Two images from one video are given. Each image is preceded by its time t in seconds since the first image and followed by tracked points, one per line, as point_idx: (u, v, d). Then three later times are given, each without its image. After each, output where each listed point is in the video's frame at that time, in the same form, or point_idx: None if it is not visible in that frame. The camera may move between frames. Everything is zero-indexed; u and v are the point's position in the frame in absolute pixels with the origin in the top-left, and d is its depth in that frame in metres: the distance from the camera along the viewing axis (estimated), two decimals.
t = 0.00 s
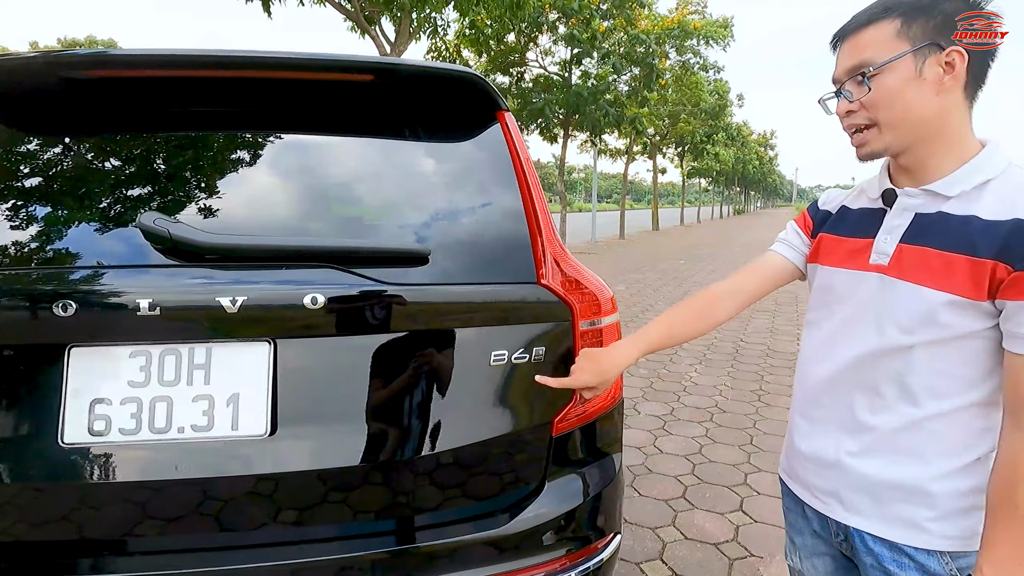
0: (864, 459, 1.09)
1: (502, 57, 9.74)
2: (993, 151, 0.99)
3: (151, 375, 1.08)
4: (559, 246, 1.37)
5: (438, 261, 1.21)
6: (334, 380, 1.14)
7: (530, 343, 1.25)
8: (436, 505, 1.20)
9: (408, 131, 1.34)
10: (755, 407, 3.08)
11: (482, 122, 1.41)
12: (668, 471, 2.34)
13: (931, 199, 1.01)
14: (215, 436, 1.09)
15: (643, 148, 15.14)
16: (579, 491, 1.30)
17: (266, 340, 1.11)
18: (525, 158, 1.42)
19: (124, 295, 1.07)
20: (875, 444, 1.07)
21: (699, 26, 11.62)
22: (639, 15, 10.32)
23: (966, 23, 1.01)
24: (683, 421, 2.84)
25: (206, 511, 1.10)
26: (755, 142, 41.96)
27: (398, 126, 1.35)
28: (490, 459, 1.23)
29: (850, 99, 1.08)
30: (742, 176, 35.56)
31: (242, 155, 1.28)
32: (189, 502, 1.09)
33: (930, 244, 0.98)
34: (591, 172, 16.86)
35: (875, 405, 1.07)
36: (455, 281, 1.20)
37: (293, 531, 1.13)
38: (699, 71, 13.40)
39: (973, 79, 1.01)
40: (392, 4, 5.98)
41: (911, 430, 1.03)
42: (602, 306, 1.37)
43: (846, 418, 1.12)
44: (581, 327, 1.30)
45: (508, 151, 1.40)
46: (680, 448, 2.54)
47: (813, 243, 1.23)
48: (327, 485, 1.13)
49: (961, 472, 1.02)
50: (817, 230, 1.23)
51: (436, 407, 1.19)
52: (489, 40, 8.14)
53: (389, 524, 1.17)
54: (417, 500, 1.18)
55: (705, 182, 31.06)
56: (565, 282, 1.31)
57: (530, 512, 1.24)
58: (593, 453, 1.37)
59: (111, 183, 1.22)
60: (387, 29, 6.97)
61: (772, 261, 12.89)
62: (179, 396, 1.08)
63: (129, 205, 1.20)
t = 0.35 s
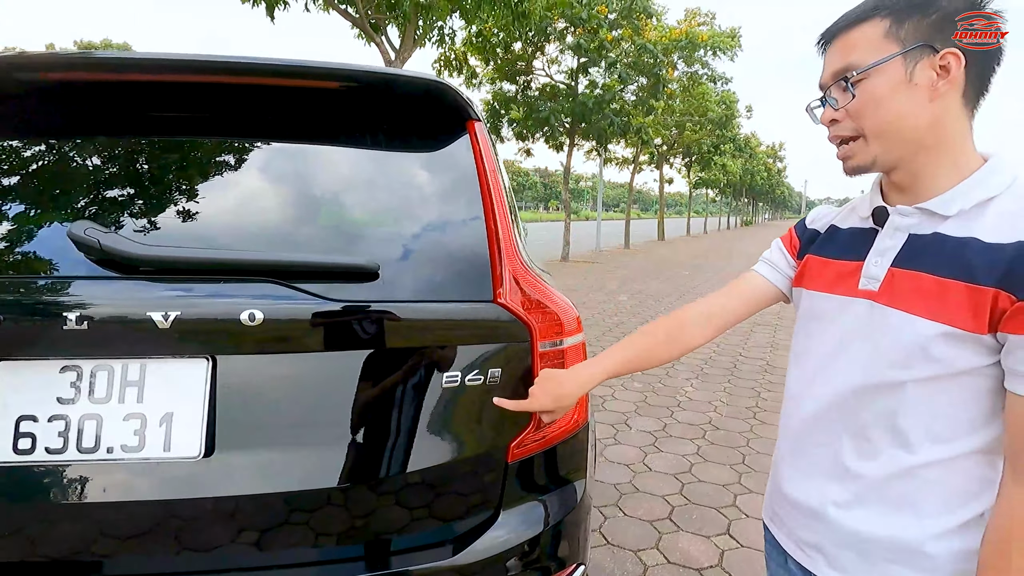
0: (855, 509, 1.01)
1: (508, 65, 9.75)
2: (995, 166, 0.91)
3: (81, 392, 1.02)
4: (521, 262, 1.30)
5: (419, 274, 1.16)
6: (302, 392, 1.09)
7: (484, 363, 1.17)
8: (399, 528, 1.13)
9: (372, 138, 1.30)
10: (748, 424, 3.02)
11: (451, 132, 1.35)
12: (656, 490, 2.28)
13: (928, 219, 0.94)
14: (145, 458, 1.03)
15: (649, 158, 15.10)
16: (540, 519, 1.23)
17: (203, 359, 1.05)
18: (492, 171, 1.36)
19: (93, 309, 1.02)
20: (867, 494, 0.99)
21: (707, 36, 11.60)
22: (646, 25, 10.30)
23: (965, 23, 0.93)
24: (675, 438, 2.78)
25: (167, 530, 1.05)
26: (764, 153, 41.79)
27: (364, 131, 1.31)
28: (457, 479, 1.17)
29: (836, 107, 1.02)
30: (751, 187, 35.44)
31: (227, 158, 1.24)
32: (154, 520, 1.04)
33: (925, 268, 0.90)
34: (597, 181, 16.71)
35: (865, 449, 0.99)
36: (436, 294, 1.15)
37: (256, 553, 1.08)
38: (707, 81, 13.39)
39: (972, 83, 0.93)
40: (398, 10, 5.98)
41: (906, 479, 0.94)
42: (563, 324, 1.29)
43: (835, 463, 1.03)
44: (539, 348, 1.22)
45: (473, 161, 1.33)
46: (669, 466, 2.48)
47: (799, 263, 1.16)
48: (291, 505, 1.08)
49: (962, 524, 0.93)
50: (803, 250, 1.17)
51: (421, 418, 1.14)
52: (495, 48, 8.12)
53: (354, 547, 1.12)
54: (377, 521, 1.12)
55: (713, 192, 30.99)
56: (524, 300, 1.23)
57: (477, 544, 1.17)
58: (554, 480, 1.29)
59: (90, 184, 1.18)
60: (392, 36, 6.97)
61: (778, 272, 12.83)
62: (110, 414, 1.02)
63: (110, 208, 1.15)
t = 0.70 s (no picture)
0: (824, 555, 0.93)
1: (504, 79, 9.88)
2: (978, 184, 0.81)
3: (30, 424, 0.97)
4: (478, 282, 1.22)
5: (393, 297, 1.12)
6: (268, 415, 1.04)
7: (438, 389, 1.10)
8: (369, 550, 1.07)
9: (329, 163, 1.27)
10: (738, 437, 3.01)
11: (411, 155, 1.30)
12: (642, 506, 2.27)
13: (902, 243, 0.86)
14: (94, 489, 0.98)
15: (646, 169, 15.18)
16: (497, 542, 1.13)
17: (153, 389, 1.00)
18: (452, 196, 1.31)
19: (63, 338, 0.99)
20: (836, 539, 0.91)
21: (699, 49, 11.78)
22: (640, 38, 10.41)
23: (964, 22, 0.85)
24: (664, 452, 2.77)
25: (135, 559, 0.99)
26: (764, 162, 41.96)
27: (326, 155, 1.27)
28: (429, 500, 1.10)
29: (812, 120, 0.93)
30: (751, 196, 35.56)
31: (210, 181, 1.24)
32: (119, 546, 0.98)
33: (897, 296, 0.83)
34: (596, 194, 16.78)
35: (835, 491, 0.91)
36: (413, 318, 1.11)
37: None
38: (701, 93, 13.56)
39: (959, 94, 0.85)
40: (392, 27, 6.06)
41: (877, 524, 0.87)
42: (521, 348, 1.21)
43: (803, 505, 0.96)
44: (493, 373, 1.14)
45: (433, 182, 1.30)
46: (656, 482, 2.46)
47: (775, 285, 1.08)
48: (262, 531, 1.02)
49: None
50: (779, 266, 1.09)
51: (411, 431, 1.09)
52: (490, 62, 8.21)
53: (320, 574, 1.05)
54: (343, 550, 1.06)
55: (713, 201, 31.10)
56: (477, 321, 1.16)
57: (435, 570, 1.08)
58: (515, 503, 1.18)
59: (70, 208, 1.18)
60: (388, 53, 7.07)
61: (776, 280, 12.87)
62: (58, 445, 0.97)
63: (90, 233, 1.16)
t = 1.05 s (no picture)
0: None
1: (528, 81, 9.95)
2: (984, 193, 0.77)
3: (45, 420, 0.99)
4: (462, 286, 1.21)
5: (397, 302, 1.12)
6: (273, 411, 1.04)
7: (423, 389, 1.08)
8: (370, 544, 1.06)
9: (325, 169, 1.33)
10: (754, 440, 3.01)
11: (406, 163, 1.36)
12: (651, 509, 2.30)
13: (900, 256, 0.81)
14: (102, 485, 1.00)
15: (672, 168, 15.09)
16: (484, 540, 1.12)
17: (156, 390, 1.01)
18: (442, 205, 1.32)
19: (88, 340, 1.00)
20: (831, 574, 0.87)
21: (724, 47, 11.72)
22: (663, 38, 10.38)
23: (964, 22, 0.80)
24: (678, 455, 2.79)
25: (152, 551, 1.01)
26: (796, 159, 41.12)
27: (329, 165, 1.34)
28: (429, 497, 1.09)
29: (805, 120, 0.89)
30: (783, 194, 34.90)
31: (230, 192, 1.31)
32: (138, 542, 1.00)
33: (896, 317, 0.78)
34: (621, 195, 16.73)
35: (833, 523, 0.87)
36: (420, 324, 1.10)
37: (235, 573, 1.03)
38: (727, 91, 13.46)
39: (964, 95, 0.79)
40: (414, 33, 6.17)
41: (877, 559, 0.83)
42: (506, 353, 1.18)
43: (798, 535, 0.92)
44: (475, 376, 1.11)
45: (422, 195, 1.32)
46: (667, 485, 2.50)
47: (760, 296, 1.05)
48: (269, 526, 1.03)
49: None
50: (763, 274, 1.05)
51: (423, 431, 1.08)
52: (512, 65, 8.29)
53: (319, 566, 1.05)
54: (343, 547, 1.06)
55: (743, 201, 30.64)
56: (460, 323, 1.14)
57: (423, 566, 1.06)
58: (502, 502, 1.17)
59: (99, 218, 1.26)
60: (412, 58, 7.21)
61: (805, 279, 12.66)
62: (70, 440, 0.99)
63: (115, 239, 1.22)
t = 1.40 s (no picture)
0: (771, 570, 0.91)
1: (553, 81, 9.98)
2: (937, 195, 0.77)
3: (77, 406, 1.08)
4: (460, 283, 1.26)
5: (395, 300, 1.17)
6: (286, 404, 1.10)
7: (417, 381, 1.13)
8: (378, 529, 1.12)
9: (333, 176, 1.41)
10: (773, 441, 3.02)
11: (414, 167, 1.43)
12: (663, 507, 2.38)
13: (853, 257, 0.81)
14: (128, 467, 1.08)
15: (701, 164, 14.91)
16: (484, 526, 1.17)
17: (175, 378, 1.09)
18: (444, 207, 1.38)
19: (120, 335, 1.08)
20: (783, 558, 0.89)
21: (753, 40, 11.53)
22: (690, 34, 10.28)
23: (964, 22, 0.81)
24: (694, 456, 2.86)
25: (179, 533, 1.09)
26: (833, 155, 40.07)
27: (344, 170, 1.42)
28: (434, 487, 1.14)
29: (766, 126, 0.91)
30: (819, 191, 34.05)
31: (253, 195, 1.39)
32: (164, 521, 1.09)
33: (844, 315, 0.78)
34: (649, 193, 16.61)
35: (786, 509, 0.89)
36: (417, 321, 1.15)
37: (252, 554, 1.10)
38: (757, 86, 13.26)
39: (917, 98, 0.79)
40: (438, 36, 6.27)
41: (822, 545, 0.84)
42: (500, 348, 1.22)
43: (755, 519, 0.94)
44: (471, 369, 1.16)
45: (425, 197, 1.38)
46: (681, 484, 2.57)
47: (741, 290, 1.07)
48: (283, 512, 1.09)
49: None
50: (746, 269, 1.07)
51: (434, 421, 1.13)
52: (536, 64, 8.34)
53: (336, 545, 1.11)
54: (356, 529, 1.11)
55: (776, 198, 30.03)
56: (456, 319, 1.19)
57: (434, 547, 1.12)
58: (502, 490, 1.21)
59: (133, 221, 1.35)
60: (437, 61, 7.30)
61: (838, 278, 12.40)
62: (98, 425, 1.08)
63: (148, 241, 1.31)
